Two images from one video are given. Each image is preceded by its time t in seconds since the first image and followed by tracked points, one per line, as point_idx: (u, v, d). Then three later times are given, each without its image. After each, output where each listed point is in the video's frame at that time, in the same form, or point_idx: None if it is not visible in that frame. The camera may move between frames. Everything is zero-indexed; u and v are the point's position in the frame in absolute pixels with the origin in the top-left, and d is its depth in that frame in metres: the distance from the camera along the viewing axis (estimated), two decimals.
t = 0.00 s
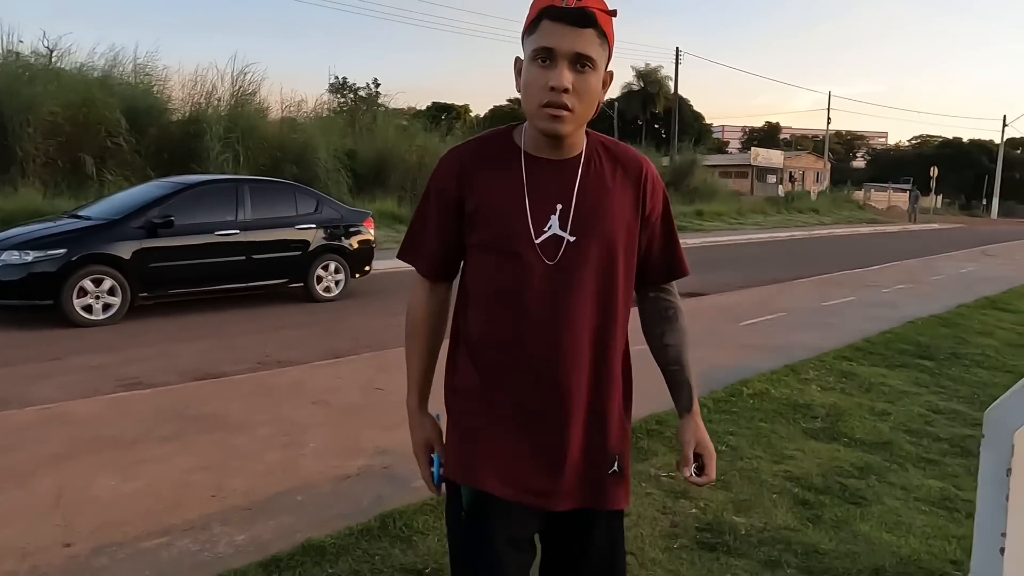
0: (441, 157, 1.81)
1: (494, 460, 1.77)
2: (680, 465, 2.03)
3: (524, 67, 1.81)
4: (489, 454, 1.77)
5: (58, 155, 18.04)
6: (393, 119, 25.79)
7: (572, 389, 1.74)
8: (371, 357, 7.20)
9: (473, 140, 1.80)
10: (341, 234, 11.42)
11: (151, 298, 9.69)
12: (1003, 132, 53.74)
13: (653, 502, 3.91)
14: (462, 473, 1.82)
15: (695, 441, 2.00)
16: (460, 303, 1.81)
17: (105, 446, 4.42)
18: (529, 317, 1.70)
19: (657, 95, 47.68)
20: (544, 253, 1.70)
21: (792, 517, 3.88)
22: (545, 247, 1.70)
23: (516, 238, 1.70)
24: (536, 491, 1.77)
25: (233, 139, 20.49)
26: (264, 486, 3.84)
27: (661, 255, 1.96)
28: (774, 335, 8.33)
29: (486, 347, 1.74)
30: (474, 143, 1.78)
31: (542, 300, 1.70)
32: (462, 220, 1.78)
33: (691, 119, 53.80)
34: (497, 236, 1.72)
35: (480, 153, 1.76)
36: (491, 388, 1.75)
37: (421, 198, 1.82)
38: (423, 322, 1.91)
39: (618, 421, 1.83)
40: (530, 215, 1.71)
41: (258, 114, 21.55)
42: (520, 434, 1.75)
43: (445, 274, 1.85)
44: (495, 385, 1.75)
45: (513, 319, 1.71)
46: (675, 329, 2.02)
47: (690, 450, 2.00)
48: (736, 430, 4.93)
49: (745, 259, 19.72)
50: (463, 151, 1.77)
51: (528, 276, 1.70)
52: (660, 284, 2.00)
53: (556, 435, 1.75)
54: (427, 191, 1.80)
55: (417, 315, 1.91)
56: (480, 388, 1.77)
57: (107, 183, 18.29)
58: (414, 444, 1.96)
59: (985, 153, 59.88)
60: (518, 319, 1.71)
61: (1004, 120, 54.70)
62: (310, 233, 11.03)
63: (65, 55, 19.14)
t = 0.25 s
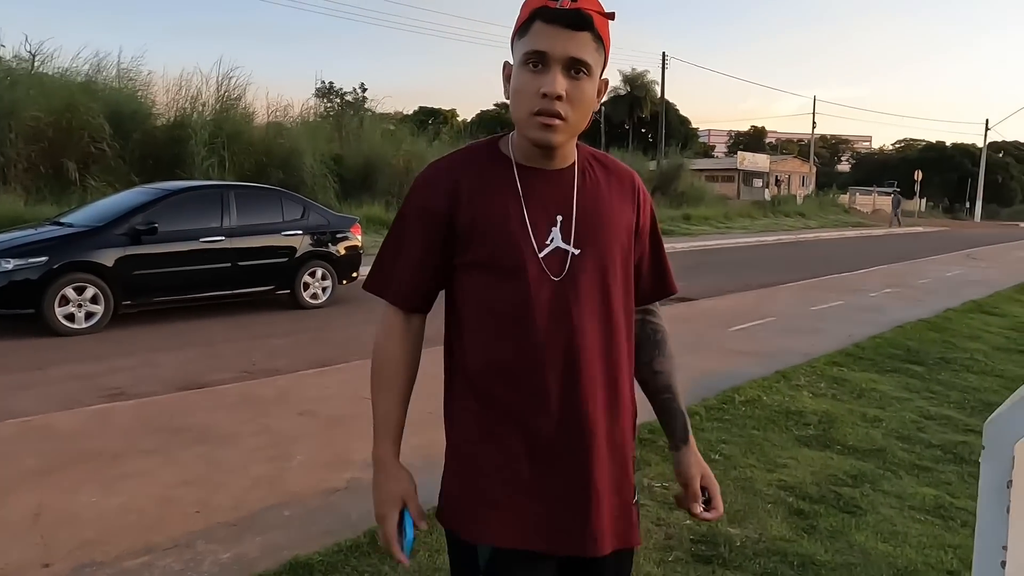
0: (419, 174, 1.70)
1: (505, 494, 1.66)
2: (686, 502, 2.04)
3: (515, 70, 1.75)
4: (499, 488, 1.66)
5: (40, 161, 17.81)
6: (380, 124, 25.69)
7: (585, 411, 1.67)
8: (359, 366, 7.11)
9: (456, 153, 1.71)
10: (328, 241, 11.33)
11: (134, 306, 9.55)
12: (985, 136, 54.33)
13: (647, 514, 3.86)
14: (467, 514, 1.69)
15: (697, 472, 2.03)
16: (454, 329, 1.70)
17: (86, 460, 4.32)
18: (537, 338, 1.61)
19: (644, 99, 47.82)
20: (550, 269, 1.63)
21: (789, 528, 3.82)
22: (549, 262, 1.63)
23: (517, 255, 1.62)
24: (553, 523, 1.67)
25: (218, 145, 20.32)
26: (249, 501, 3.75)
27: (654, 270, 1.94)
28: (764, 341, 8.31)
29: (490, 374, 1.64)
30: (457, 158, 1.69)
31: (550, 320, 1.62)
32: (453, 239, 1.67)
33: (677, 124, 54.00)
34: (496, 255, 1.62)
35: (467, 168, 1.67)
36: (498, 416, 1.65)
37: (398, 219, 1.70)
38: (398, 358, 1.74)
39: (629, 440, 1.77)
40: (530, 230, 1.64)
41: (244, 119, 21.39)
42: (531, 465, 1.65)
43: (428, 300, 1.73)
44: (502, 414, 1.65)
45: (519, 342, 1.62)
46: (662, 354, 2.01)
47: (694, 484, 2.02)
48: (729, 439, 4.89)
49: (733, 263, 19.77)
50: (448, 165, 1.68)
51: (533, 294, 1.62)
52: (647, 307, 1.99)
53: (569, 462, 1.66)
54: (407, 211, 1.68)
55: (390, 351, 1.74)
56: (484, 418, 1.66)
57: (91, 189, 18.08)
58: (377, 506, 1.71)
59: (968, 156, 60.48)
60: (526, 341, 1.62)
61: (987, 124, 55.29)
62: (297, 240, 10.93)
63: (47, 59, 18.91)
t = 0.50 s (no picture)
0: (422, 184, 1.64)
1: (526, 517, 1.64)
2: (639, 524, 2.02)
3: (517, 74, 1.72)
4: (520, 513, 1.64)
5: (26, 165, 17.64)
6: (370, 127, 25.62)
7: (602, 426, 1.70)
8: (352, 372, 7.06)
9: (459, 162, 1.67)
10: (320, 245, 11.27)
11: (123, 312, 9.45)
12: (971, 138, 54.82)
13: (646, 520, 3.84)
14: (485, 537, 1.67)
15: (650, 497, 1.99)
16: (464, 346, 1.68)
17: (77, 470, 4.25)
18: (558, 355, 1.61)
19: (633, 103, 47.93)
20: (567, 282, 1.64)
21: (789, 535, 3.80)
22: (566, 275, 1.64)
23: (535, 271, 1.60)
24: (574, 540, 1.69)
25: (207, 148, 20.18)
26: (244, 511, 3.71)
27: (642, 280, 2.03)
28: (757, 345, 8.32)
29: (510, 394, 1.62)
30: (463, 167, 1.65)
31: (569, 335, 1.63)
32: (461, 254, 1.63)
33: (667, 127, 54.16)
34: (512, 270, 1.60)
35: (475, 178, 1.63)
36: (517, 437, 1.63)
37: (400, 233, 1.63)
38: (395, 382, 1.69)
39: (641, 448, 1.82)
40: (546, 243, 1.63)
41: (233, 123, 21.26)
42: (551, 485, 1.65)
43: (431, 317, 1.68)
44: (522, 434, 1.63)
45: (541, 360, 1.60)
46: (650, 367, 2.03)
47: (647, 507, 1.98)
48: (726, 444, 4.88)
49: (724, 265, 19.81)
50: (453, 176, 1.63)
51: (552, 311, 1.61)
52: (636, 318, 2.01)
53: (589, 477, 1.69)
54: (411, 224, 1.62)
55: (385, 374, 1.68)
56: (500, 440, 1.64)
57: (78, 194, 17.91)
58: (371, 542, 1.64)
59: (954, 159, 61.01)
60: (549, 359, 1.60)
61: (973, 127, 55.77)
62: (288, 244, 10.86)
63: (33, 62, 18.70)
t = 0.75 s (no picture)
0: (430, 192, 1.62)
1: (535, 531, 1.63)
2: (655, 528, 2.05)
3: (527, 76, 1.71)
4: (530, 526, 1.63)
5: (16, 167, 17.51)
6: (363, 129, 25.57)
7: (612, 437, 1.69)
8: (347, 375, 7.03)
9: (467, 168, 1.65)
10: (313, 248, 11.22)
11: (115, 315, 9.40)
12: (961, 140, 55.19)
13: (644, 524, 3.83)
14: (497, 550, 1.65)
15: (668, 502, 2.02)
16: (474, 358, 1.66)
17: (71, 476, 4.22)
18: (569, 367, 1.60)
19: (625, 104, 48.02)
20: (578, 292, 1.63)
21: (788, 538, 3.80)
22: (577, 285, 1.63)
23: (547, 280, 1.59)
24: (583, 552, 1.68)
25: (199, 150, 20.09)
26: (241, 516, 3.68)
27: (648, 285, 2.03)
28: (752, 347, 8.33)
29: (521, 406, 1.61)
30: (472, 175, 1.63)
31: (581, 346, 1.62)
32: (472, 265, 1.61)
33: (659, 129, 54.29)
34: (523, 281, 1.58)
35: (485, 187, 1.61)
36: (527, 449, 1.62)
37: (409, 243, 1.62)
38: (411, 399, 1.69)
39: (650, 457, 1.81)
40: (558, 253, 1.62)
41: (225, 125, 21.18)
42: (561, 498, 1.64)
43: (440, 328, 1.66)
44: (532, 446, 1.62)
45: (551, 372, 1.59)
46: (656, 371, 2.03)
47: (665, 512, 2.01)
48: (723, 447, 4.88)
49: (717, 267, 19.85)
50: (464, 185, 1.61)
51: (564, 323, 1.60)
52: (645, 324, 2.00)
53: (599, 488, 1.69)
54: (420, 234, 1.61)
55: (400, 391, 1.68)
56: (511, 452, 1.63)
57: (68, 196, 17.80)
58: (406, 563, 1.66)
59: (944, 160, 61.39)
60: (560, 371, 1.59)
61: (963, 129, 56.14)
62: (281, 247, 10.81)
63: (23, 63, 18.56)
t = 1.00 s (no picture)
0: (419, 199, 1.62)
1: (524, 536, 1.63)
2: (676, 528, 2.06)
3: (514, 78, 1.72)
4: (519, 530, 1.63)
5: (7, 168, 17.43)
6: (356, 130, 25.57)
7: (600, 441, 1.70)
8: (340, 377, 7.02)
9: (457, 174, 1.66)
10: (306, 250, 11.20)
11: (107, 318, 9.36)
12: (953, 141, 55.48)
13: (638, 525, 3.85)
14: (488, 557, 1.65)
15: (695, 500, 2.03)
16: (465, 364, 1.67)
17: (62, 480, 4.20)
18: (558, 372, 1.61)
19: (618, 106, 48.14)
20: (566, 297, 1.64)
21: (780, 539, 3.82)
22: (566, 290, 1.64)
23: (535, 286, 1.60)
24: (571, 556, 1.69)
25: (192, 151, 20.04)
26: (233, 520, 3.67)
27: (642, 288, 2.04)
28: (745, 348, 8.36)
29: (510, 411, 1.62)
30: (462, 181, 1.64)
31: (569, 351, 1.63)
32: (461, 271, 1.62)
33: (652, 131, 54.43)
34: (511, 287, 1.59)
35: (474, 193, 1.62)
36: (516, 454, 1.63)
37: (399, 250, 1.62)
38: (400, 402, 1.69)
39: (640, 460, 1.82)
40: (546, 258, 1.62)
41: (218, 126, 21.14)
42: (549, 501, 1.65)
43: (430, 334, 1.67)
44: (521, 451, 1.63)
45: (539, 377, 1.60)
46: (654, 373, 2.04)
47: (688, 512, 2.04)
48: (716, 448, 4.89)
49: (710, 268, 19.89)
50: (452, 190, 1.62)
51: (552, 327, 1.61)
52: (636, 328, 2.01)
53: (588, 492, 1.70)
54: (409, 241, 1.61)
55: (389, 395, 1.69)
56: (500, 457, 1.63)
57: (60, 198, 17.74)
58: (396, 566, 1.67)
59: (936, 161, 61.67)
60: (548, 376, 1.60)
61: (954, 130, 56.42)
62: (274, 249, 10.79)
63: (14, 64, 18.47)
